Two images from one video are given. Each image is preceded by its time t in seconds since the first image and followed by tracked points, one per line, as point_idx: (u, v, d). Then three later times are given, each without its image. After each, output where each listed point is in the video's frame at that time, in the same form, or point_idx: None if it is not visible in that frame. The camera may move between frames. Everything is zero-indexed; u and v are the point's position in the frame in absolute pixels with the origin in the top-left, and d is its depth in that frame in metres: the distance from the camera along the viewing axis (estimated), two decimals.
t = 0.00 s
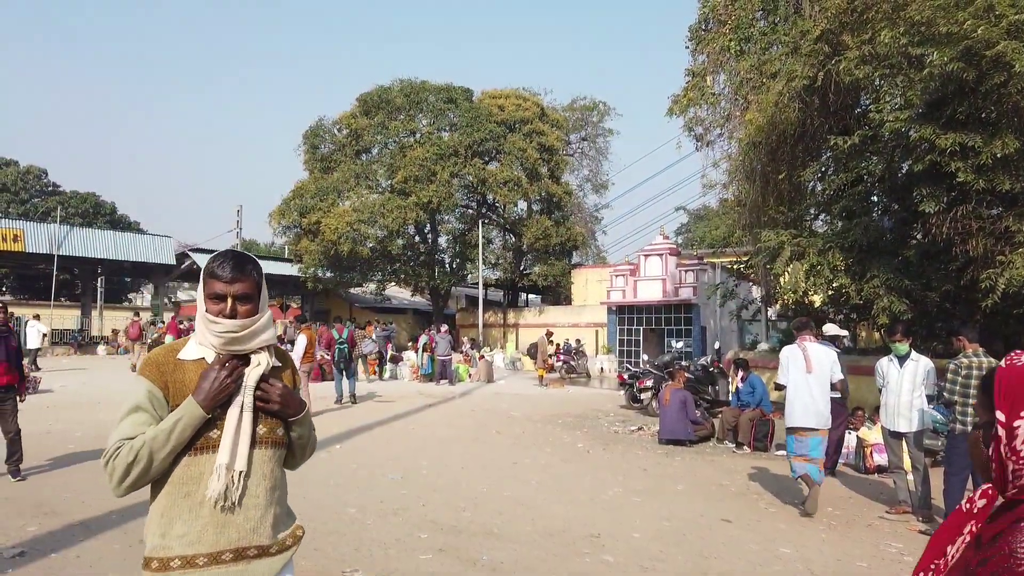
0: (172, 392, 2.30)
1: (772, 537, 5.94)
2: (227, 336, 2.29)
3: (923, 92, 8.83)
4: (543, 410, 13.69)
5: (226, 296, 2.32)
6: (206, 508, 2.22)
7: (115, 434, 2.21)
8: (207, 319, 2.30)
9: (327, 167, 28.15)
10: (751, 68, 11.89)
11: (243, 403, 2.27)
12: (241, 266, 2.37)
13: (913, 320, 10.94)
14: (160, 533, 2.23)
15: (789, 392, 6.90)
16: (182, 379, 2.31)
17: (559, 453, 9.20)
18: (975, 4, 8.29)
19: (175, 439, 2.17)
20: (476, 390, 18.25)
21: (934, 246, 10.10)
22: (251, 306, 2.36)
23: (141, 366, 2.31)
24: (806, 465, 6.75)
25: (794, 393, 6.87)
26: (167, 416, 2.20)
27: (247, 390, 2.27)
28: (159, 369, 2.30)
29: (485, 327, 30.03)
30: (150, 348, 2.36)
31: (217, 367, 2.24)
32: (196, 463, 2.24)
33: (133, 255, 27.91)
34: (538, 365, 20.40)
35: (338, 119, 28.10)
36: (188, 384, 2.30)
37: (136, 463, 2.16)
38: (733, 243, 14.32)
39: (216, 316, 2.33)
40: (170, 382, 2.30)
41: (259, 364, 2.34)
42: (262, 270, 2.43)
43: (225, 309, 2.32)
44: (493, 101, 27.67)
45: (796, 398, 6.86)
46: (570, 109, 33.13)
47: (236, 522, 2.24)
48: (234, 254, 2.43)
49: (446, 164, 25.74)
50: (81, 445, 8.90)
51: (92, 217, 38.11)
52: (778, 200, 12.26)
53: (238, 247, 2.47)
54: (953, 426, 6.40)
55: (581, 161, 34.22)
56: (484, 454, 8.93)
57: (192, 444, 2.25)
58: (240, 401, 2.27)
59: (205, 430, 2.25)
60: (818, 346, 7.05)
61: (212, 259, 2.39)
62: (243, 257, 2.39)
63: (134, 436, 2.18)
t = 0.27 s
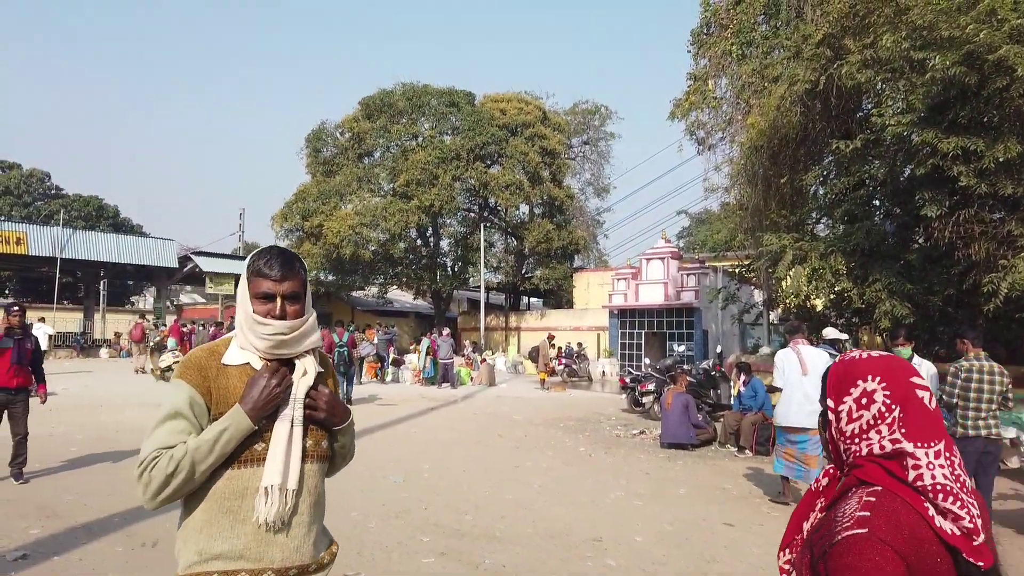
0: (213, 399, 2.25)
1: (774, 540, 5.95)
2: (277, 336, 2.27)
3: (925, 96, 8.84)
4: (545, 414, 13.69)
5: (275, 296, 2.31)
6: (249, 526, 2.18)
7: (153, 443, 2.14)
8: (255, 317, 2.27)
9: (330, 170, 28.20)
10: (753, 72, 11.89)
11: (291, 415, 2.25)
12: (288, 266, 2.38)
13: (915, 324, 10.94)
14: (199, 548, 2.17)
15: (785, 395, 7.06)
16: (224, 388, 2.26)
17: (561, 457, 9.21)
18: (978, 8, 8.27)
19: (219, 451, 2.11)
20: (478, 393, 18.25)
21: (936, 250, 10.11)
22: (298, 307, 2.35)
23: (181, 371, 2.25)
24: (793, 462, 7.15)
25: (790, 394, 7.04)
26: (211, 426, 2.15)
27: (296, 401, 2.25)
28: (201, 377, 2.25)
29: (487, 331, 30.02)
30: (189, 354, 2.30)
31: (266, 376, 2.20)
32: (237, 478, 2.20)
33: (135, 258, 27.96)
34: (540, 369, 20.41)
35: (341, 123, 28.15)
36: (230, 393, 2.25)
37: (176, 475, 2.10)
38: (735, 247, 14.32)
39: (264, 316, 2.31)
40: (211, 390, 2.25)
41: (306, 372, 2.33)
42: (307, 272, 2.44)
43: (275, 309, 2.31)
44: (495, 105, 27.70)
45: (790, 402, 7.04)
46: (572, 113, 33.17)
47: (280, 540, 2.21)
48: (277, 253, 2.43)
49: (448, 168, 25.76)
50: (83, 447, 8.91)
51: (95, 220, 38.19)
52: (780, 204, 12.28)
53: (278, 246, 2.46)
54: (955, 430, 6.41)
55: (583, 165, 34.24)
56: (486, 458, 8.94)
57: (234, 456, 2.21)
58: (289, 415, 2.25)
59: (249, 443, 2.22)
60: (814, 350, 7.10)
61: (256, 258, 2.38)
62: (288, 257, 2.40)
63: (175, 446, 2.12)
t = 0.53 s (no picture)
0: (243, 416, 2.02)
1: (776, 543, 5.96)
2: (308, 349, 2.08)
3: (926, 99, 8.88)
4: (547, 415, 13.72)
5: (303, 305, 2.12)
6: (291, 559, 1.97)
7: (180, 469, 1.90)
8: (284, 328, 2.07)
9: (332, 172, 28.29)
10: (755, 74, 11.92)
11: (332, 434, 2.05)
12: (315, 273, 2.20)
13: (916, 326, 10.97)
14: None
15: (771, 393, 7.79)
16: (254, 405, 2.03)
17: (562, 458, 9.23)
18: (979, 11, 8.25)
19: (258, 477, 1.90)
20: (480, 394, 18.29)
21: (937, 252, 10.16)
22: (327, 317, 2.17)
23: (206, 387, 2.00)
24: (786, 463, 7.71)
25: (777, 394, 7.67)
26: (246, 448, 1.93)
27: (336, 420, 2.06)
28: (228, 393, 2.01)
29: (489, 332, 30.08)
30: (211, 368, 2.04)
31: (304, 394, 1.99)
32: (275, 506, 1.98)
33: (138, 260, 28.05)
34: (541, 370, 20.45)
35: (343, 125, 28.23)
36: (261, 410, 2.02)
37: (210, 503, 1.87)
38: (736, 249, 14.37)
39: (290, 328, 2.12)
40: (241, 407, 2.01)
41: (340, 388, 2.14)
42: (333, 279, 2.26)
43: (303, 320, 2.12)
44: (497, 108, 27.78)
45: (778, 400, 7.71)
46: (575, 116, 33.24)
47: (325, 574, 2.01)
48: (300, 259, 2.24)
49: (450, 170, 25.83)
50: (86, 448, 8.95)
51: (98, 221, 38.33)
52: (782, 206, 12.30)
53: (299, 252, 2.28)
54: (954, 432, 6.43)
55: (585, 167, 34.31)
56: (488, 459, 8.96)
57: (270, 481, 1.99)
58: (328, 436, 2.05)
59: (287, 465, 2.01)
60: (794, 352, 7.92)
61: (279, 264, 2.19)
62: (314, 263, 2.22)
63: (207, 472, 1.89)
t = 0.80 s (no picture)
0: (264, 420, 1.88)
1: (779, 545, 5.94)
2: (339, 342, 1.92)
3: (930, 100, 8.86)
4: (549, 417, 13.70)
5: (335, 290, 1.96)
6: None
7: (194, 478, 1.76)
8: (312, 318, 1.91)
9: (335, 174, 28.30)
10: (757, 76, 11.90)
11: (365, 442, 1.92)
12: (346, 254, 2.02)
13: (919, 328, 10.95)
14: None
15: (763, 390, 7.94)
16: (279, 407, 1.89)
17: (565, 460, 9.22)
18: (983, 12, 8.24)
19: (279, 490, 1.76)
20: (482, 396, 18.28)
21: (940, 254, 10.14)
22: (360, 303, 2.01)
23: (224, 386, 1.86)
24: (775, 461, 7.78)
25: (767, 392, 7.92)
26: (268, 455, 1.79)
27: (371, 426, 1.94)
28: (250, 393, 1.87)
29: (491, 334, 30.07)
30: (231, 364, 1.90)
31: (335, 397, 1.85)
32: (298, 522, 1.84)
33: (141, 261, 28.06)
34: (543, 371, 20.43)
35: (346, 126, 28.24)
36: (285, 414, 1.88)
37: (223, 519, 1.73)
38: (739, 250, 14.35)
39: (320, 315, 1.96)
40: (262, 409, 1.88)
41: (373, 388, 2.00)
42: (365, 259, 2.09)
43: (334, 306, 1.95)
44: (500, 109, 27.80)
45: (768, 397, 7.87)
46: (577, 117, 33.26)
47: None
48: (330, 236, 2.06)
49: (452, 171, 25.83)
50: (88, 449, 8.94)
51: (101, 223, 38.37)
52: (784, 207, 12.27)
53: (329, 227, 2.10)
54: (956, 433, 6.41)
55: (587, 168, 34.31)
56: (490, 460, 8.95)
57: (294, 493, 1.86)
58: (362, 444, 1.92)
59: (314, 475, 1.87)
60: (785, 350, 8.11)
61: (307, 243, 2.02)
62: (345, 242, 2.04)
63: (223, 483, 1.76)
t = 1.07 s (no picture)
0: (296, 438, 1.82)
1: (785, 549, 5.93)
2: (379, 353, 1.84)
3: (935, 104, 8.87)
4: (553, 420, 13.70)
5: (376, 297, 1.87)
6: None
7: (221, 500, 1.74)
8: (351, 328, 1.83)
9: (339, 177, 28.34)
10: (762, 79, 11.88)
11: (404, 467, 1.84)
12: (390, 256, 1.93)
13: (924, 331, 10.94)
14: None
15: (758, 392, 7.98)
16: (314, 425, 1.82)
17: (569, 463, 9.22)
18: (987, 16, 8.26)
19: (305, 519, 1.71)
20: (486, 399, 18.26)
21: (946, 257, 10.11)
22: (403, 310, 1.92)
23: (257, 402, 1.81)
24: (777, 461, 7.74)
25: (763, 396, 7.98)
26: (295, 482, 1.73)
27: (414, 449, 1.85)
28: (283, 409, 1.81)
29: (495, 337, 30.05)
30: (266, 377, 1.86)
31: (373, 418, 1.77)
32: (334, 549, 1.78)
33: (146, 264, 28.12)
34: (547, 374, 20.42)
35: (350, 129, 28.29)
36: (319, 433, 1.81)
37: (244, 549, 1.70)
38: (744, 253, 14.34)
39: (360, 323, 1.88)
40: (295, 427, 1.81)
41: (415, 404, 1.92)
42: (411, 261, 1.99)
43: (375, 314, 1.86)
44: (504, 112, 27.83)
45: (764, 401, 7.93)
46: (581, 120, 33.29)
47: None
48: (375, 236, 1.97)
49: (457, 174, 25.85)
50: (93, 452, 8.97)
51: (106, 226, 38.48)
52: (789, 210, 12.24)
53: (374, 224, 2.01)
54: (957, 437, 6.40)
55: (591, 171, 34.30)
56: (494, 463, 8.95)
57: (328, 518, 1.79)
58: (407, 468, 1.84)
59: (349, 501, 1.80)
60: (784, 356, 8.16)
61: (350, 244, 1.94)
62: (390, 244, 1.95)
63: (247, 509, 1.73)
